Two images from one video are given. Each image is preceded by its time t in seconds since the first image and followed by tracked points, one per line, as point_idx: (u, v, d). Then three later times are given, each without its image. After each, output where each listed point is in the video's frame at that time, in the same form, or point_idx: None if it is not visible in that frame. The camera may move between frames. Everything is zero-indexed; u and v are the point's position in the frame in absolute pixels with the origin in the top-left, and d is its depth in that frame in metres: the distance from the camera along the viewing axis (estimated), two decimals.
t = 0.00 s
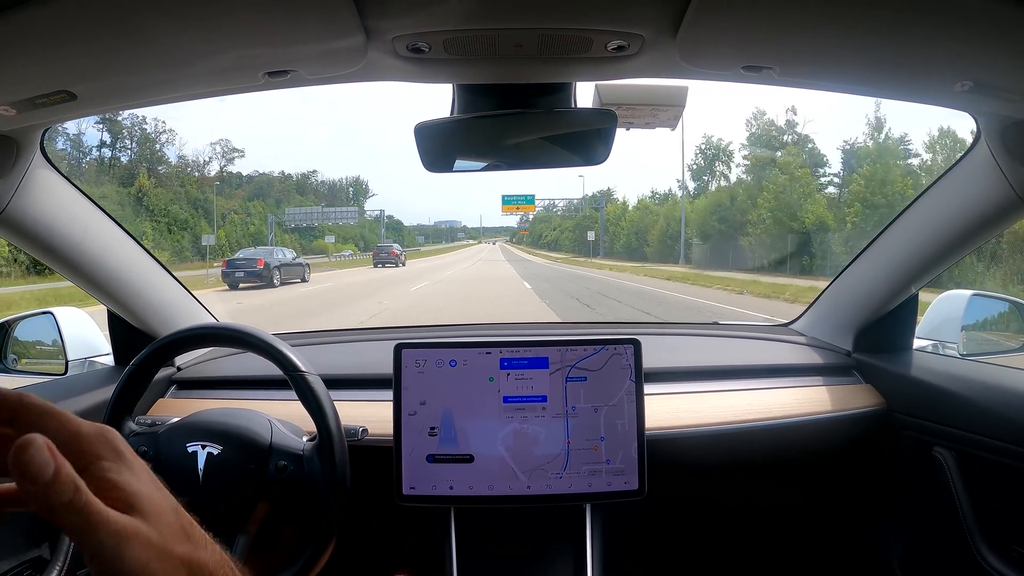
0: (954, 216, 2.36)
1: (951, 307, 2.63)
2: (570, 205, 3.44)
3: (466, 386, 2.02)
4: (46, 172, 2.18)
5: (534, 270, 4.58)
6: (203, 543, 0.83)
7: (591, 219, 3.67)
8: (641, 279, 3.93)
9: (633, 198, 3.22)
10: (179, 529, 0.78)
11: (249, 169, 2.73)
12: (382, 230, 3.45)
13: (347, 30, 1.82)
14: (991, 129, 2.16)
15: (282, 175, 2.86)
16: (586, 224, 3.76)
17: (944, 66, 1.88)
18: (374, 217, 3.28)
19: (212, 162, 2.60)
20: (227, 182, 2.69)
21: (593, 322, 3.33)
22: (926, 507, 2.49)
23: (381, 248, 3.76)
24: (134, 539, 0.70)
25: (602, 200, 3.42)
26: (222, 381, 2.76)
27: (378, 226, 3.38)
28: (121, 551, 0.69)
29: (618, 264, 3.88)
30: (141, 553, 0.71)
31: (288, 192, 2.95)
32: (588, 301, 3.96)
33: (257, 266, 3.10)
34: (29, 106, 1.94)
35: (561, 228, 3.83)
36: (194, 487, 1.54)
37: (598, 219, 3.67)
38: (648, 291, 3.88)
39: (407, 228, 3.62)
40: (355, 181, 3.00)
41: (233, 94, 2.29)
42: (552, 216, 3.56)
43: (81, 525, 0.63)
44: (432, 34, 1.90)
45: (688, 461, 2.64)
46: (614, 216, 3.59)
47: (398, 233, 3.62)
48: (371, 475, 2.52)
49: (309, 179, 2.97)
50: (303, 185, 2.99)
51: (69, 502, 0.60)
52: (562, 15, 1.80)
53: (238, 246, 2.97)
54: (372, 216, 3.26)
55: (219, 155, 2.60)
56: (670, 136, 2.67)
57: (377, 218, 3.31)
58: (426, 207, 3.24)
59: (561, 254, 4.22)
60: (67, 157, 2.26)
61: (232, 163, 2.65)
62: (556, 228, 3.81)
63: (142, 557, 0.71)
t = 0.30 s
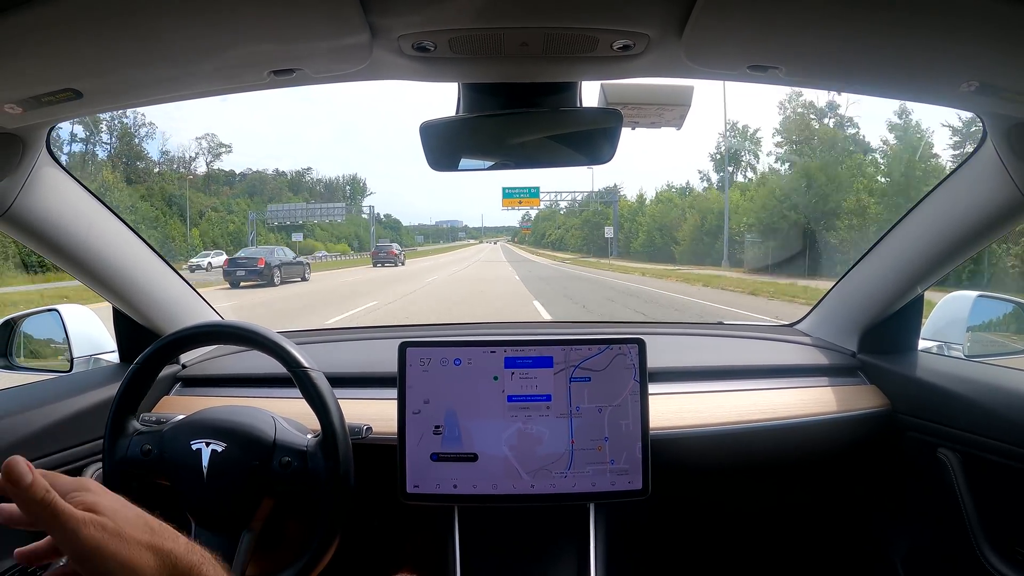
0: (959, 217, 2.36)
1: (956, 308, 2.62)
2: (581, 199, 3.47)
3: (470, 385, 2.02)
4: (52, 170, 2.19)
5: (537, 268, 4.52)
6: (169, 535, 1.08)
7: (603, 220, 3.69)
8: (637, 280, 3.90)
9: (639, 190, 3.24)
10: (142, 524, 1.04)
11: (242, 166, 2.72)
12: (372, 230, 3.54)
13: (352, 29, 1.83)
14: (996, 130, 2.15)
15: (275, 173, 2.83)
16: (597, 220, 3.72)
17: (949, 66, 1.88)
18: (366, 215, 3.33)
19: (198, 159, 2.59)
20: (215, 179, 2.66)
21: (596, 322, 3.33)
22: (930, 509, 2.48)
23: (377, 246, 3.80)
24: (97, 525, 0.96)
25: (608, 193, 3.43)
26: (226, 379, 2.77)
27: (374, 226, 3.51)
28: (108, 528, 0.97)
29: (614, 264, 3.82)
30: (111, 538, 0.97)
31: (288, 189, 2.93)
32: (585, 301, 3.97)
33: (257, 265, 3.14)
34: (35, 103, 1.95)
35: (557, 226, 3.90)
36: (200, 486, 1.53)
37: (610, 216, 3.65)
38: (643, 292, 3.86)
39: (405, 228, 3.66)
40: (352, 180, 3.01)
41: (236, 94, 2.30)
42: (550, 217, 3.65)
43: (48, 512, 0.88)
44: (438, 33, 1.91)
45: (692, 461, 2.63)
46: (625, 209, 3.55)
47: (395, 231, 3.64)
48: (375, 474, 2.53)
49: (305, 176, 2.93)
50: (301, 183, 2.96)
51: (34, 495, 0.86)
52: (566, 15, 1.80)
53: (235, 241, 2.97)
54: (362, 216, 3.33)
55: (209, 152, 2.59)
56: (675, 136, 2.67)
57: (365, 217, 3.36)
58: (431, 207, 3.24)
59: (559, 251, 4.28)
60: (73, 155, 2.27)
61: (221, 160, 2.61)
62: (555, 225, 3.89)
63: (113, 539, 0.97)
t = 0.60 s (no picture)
0: (962, 217, 2.36)
1: (959, 308, 2.61)
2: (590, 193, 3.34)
3: (474, 385, 2.02)
4: (55, 172, 2.19)
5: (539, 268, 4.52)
6: (182, 529, 1.08)
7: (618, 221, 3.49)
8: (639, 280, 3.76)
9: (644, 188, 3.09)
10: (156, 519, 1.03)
11: (233, 164, 2.66)
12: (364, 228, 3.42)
13: (355, 30, 1.83)
14: (1000, 129, 2.15)
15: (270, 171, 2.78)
16: (605, 217, 3.56)
17: (953, 66, 1.88)
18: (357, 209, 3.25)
19: (182, 155, 2.52)
20: (205, 177, 2.62)
21: (599, 322, 3.33)
22: (932, 508, 2.48)
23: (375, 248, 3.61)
24: (113, 523, 0.94)
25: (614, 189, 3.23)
26: (228, 379, 2.77)
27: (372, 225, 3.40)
28: (124, 525, 0.96)
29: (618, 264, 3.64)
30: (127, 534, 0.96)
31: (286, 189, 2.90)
32: (585, 301, 3.84)
33: (258, 264, 3.13)
34: (38, 104, 1.95)
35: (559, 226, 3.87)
36: (204, 486, 1.53)
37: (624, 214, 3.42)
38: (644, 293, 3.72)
39: (404, 228, 3.53)
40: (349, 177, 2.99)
41: (238, 94, 2.30)
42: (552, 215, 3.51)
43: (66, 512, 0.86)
44: (441, 33, 1.91)
45: (695, 462, 2.63)
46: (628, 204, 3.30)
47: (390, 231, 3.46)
48: (378, 474, 2.53)
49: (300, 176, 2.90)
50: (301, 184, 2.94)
51: (51, 496, 0.84)
52: (569, 15, 1.79)
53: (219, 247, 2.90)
54: (349, 208, 3.25)
55: (191, 147, 2.54)
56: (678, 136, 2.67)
57: (351, 211, 3.28)
58: (434, 207, 3.24)
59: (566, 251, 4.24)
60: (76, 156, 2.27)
61: (203, 157, 2.56)
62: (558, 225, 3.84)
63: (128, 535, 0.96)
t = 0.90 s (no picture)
0: (964, 217, 2.35)
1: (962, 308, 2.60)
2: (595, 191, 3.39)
3: (475, 385, 2.02)
4: (57, 171, 2.19)
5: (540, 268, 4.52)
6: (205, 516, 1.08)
7: (637, 218, 3.43)
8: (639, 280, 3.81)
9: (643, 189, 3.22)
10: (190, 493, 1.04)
11: (224, 162, 2.63)
12: (358, 225, 3.35)
13: (357, 29, 1.83)
14: (1003, 129, 2.14)
15: (262, 169, 2.75)
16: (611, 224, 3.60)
17: (955, 65, 1.87)
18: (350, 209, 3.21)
19: (164, 151, 2.51)
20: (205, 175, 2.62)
21: (600, 321, 3.33)
22: (933, 508, 2.48)
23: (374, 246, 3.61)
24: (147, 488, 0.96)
25: (629, 181, 3.18)
26: (228, 378, 2.78)
27: (373, 227, 3.41)
28: (163, 489, 0.97)
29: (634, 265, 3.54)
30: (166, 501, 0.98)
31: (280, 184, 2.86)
32: (579, 300, 3.84)
33: (258, 264, 3.18)
34: (41, 104, 1.96)
35: (558, 223, 3.90)
36: (205, 484, 1.54)
37: (643, 210, 3.37)
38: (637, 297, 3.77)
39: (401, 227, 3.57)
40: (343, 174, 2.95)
41: (240, 94, 2.31)
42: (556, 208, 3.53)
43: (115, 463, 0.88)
44: (444, 33, 1.90)
45: (696, 463, 2.63)
46: (627, 200, 3.37)
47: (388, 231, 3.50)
48: (379, 473, 2.53)
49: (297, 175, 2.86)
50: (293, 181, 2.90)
51: (109, 444, 0.86)
52: (572, 14, 1.79)
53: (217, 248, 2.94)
54: (327, 203, 3.14)
55: (172, 141, 2.51)
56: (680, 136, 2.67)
57: (330, 205, 3.17)
58: (436, 206, 3.23)
59: (568, 250, 4.24)
60: (79, 155, 2.28)
61: (188, 152, 2.54)
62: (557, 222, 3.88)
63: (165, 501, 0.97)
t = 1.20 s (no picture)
0: (966, 219, 2.35)
1: (964, 310, 2.60)
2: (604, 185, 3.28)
3: (475, 386, 2.02)
4: (58, 172, 2.19)
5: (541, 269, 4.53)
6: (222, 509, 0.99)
7: (661, 213, 3.19)
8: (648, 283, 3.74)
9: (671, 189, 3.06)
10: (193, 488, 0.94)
11: (205, 159, 2.64)
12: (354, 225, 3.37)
13: (359, 31, 1.83)
14: (1005, 131, 2.14)
15: (251, 166, 2.71)
16: (621, 225, 3.47)
17: (956, 67, 1.87)
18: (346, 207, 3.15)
19: (145, 148, 2.44)
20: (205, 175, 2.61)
21: (600, 323, 3.34)
22: (934, 511, 2.48)
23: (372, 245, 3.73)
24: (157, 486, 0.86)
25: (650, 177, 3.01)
26: (229, 378, 2.78)
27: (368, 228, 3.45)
28: (169, 491, 0.88)
29: (657, 265, 3.33)
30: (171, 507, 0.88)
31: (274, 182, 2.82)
32: (579, 302, 3.82)
33: (258, 263, 3.16)
34: (42, 104, 1.95)
35: (562, 222, 3.77)
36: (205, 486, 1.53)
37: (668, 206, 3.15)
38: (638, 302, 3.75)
39: (400, 228, 3.59)
40: (341, 173, 2.90)
41: (241, 96, 2.30)
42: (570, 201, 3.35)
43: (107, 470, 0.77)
44: (445, 35, 1.91)
45: (696, 464, 2.63)
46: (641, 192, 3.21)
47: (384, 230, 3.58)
48: (380, 474, 2.54)
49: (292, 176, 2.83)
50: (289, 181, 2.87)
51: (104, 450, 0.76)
52: (573, 16, 1.79)
53: (214, 250, 2.93)
54: (310, 198, 3.02)
55: (154, 136, 2.44)
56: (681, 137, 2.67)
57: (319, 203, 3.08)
58: (437, 208, 3.23)
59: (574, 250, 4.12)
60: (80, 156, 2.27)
61: (169, 148, 2.50)
62: (560, 223, 3.76)
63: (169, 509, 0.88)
